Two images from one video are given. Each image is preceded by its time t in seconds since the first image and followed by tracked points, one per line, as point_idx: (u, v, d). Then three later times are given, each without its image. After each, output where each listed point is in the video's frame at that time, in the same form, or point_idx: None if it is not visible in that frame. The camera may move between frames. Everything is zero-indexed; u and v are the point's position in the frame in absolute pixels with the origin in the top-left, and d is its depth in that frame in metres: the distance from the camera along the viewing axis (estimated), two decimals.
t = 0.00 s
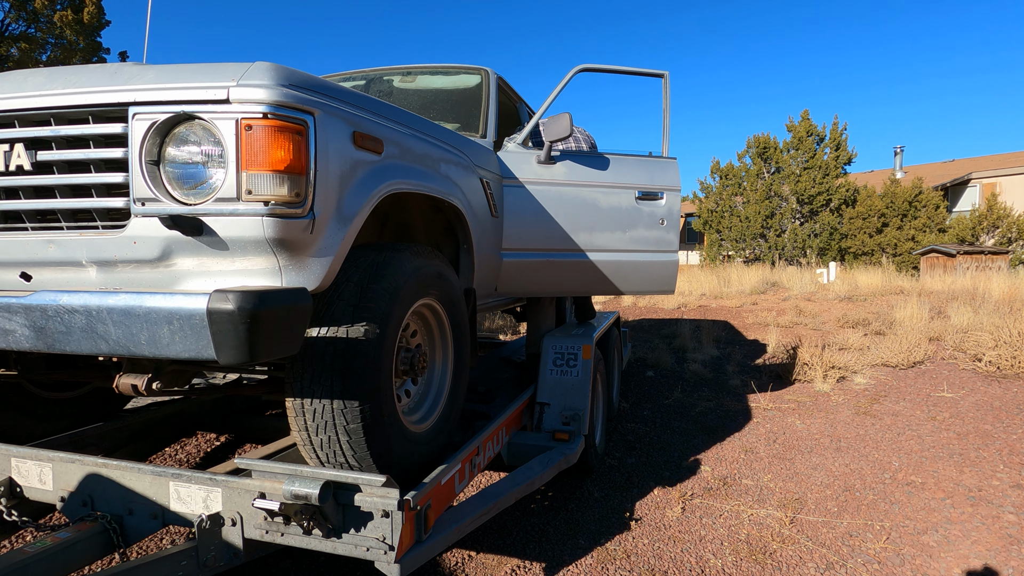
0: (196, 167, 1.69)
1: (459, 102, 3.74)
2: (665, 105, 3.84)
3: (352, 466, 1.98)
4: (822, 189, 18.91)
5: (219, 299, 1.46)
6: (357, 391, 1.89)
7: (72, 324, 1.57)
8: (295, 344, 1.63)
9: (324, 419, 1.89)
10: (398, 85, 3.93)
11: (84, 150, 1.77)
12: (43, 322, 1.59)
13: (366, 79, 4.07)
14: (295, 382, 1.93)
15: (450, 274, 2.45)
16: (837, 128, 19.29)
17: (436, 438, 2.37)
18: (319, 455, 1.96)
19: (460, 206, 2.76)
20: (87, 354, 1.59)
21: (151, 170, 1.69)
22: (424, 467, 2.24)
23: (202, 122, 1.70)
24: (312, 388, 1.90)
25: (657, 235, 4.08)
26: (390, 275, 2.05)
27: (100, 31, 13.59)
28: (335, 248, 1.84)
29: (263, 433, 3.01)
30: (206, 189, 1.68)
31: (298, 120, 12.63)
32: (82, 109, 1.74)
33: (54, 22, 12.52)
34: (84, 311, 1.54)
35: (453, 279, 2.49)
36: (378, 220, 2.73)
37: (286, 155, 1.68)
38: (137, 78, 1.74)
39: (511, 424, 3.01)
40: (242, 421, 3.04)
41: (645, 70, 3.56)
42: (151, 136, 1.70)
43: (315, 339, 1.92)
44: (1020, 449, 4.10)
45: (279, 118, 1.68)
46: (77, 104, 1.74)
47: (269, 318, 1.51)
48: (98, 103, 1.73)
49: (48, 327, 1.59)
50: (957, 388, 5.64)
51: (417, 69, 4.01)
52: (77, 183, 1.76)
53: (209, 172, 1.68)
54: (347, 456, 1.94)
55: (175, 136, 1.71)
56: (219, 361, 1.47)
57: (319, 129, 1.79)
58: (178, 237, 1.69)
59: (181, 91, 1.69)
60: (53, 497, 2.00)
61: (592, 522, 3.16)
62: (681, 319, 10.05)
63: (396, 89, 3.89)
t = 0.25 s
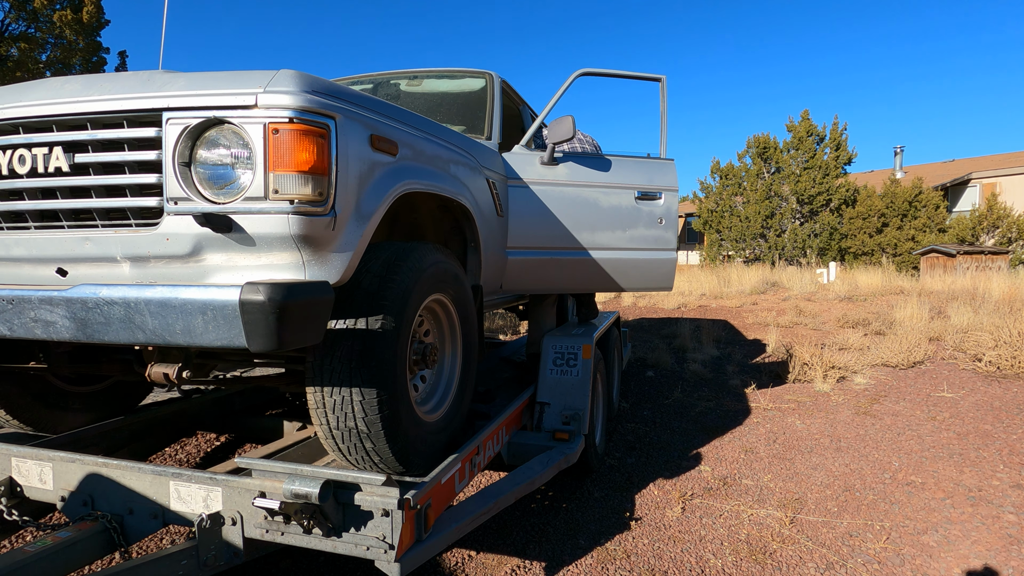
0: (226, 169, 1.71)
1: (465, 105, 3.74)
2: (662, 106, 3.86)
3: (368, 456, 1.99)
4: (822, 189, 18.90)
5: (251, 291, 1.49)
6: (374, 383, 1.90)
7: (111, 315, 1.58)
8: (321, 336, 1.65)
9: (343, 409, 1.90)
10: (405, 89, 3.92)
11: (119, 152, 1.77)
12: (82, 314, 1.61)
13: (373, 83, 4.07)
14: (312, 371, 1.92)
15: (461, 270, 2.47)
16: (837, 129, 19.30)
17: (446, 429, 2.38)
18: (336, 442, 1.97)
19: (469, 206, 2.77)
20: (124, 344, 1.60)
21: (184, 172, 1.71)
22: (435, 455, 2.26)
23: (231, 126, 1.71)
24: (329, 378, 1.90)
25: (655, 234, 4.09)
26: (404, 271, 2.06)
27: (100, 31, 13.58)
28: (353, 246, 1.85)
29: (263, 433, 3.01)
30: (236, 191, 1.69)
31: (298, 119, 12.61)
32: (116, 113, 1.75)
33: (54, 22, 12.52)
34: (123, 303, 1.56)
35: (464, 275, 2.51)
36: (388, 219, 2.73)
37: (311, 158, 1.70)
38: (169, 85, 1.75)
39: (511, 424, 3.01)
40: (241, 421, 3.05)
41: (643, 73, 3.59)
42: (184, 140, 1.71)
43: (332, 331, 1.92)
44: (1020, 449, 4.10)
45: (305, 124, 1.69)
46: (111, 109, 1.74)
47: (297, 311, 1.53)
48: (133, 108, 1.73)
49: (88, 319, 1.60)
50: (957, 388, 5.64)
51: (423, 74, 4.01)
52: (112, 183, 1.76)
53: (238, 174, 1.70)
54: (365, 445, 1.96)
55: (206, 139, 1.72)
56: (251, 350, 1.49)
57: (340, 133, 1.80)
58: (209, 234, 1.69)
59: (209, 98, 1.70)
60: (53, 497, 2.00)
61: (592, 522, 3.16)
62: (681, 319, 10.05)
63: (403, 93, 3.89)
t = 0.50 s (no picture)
0: (250, 168, 1.72)
1: (470, 108, 3.75)
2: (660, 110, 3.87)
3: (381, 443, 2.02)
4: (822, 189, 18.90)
5: (274, 282, 1.52)
6: (386, 376, 1.91)
7: (140, 306, 1.61)
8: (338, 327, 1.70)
9: (357, 400, 1.92)
10: (411, 92, 3.93)
11: (147, 152, 1.77)
12: (112, 305, 1.63)
13: (380, 87, 4.07)
14: (326, 361, 1.94)
15: (469, 267, 2.49)
16: (837, 129, 19.30)
17: (453, 421, 2.39)
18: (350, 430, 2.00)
19: (475, 206, 2.78)
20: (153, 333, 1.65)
21: (209, 171, 1.72)
22: (443, 446, 2.27)
23: (255, 127, 1.72)
24: (342, 369, 1.92)
25: (653, 234, 4.11)
26: (416, 267, 2.07)
27: (100, 30, 13.58)
28: (369, 242, 1.85)
29: (263, 433, 3.01)
30: (258, 187, 1.70)
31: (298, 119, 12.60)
32: (144, 115, 1.75)
33: (54, 22, 12.51)
34: (152, 294, 1.59)
35: (472, 273, 2.53)
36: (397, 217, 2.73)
37: (331, 157, 1.71)
38: (194, 88, 1.76)
39: (511, 424, 3.01)
40: (242, 421, 3.05)
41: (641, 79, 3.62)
42: (210, 141, 1.72)
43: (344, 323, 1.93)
44: (1020, 449, 4.11)
45: (325, 125, 1.71)
46: (140, 111, 1.74)
47: (318, 301, 1.58)
48: (161, 110, 1.74)
49: (118, 309, 1.63)
50: (957, 388, 5.64)
51: (429, 77, 4.01)
52: (139, 182, 1.76)
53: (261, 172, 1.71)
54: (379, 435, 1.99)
55: (230, 140, 1.74)
56: (275, 339, 1.53)
57: (357, 135, 1.81)
58: (233, 230, 1.70)
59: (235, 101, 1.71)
60: (54, 496, 2.00)
61: (592, 522, 3.16)
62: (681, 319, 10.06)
63: (409, 96, 3.89)
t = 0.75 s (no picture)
0: (264, 170, 1.72)
1: (474, 110, 3.75)
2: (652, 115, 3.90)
3: (388, 437, 2.02)
4: (822, 189, 18.90)
5: (290, 280, 1.53)
6: (394, 374, 1.92)
7: (158, 303, 1.62)
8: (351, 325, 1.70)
9: (366, 395, 1.93)
10: (414, 94, 3.93)
11: (164, 155, 1.77)
12: (132, 303, 1.64)
13: (384, 89, 4.06)
14: (336, 356, 1.95)
15: (475, 267, 2.49)
16: (837, 129, 19.31)
17: (458, 418, 2.39)
18: (358, 423, 2.00)
19: (481, 206, 2.79)
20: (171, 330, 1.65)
21: (225, 173, 1.72)
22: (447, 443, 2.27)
23: (269, 130, 1.72)
24: (350, 365, 1.92)
25: (647, 235, 4.13)
26: (424, 266, 2.07)
27: (100, 30, 13.58)
28: (379, 242, 1.85)
29: (262, 433, 3.01)
30: (271, 189, 1.71)
31: (299, 119, 12.60)
32: (161, 119, 1.75)
33: (54, 22, 12.50)
34: (170, 292, 1.60)
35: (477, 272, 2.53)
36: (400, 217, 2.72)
37: (344, 159, 1.71)
38: (210, 93, 1.76)
39: (511, 424, 3.01)
40: (241, 421, 3.05)
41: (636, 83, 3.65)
42: (226, 143, 1.72)
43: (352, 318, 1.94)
44: (1020, 449, 4.10)
45: (338, 128, 1.71)
46: (157, 114, 1.75)
47: (333, 298, 1.58)
48: (176, 114, 1.73)
49: (137, 307, 1.64)
50: (957, 388, 5.64)
51: (432, 79, 4.01)
52: (156, 183, 1.76)
53: (273, 174, 1.71)
54: (387, 429, 1.99)
55: (244, 143, 1.73)
56: (290, 335, 1.54)
57: (368, 138, 1.81)
58: (248, 229, 1.71)
59: (252, 104, 1.71)
60: (54, 496, 2.00)
61: (592, 522, 3.16)
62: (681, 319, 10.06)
63: (413, 99, 3.89)
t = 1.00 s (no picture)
0: (268, 171, 1.73)
1: (475, 111, 3.75)
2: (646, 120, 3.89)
3: (390, 435, 2.03)
4: (822, 189, 18.90)
5: (293, 279, 1.53)
6: (395, 373, 1.92)
7: (164, 302, 1.62)
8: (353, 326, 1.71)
9: (369, 393, 1.93)
10: (416, 95, 3.93)
11: (169, 155, 1.77)
12: (137, 302, 1.64)
13: (385, 90, 4.08)
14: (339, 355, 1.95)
15: (477, 267, 2.50)
16: (837, 129, 19.31)
17: (459, 417, 2.39)
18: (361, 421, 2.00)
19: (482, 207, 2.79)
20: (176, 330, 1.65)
21: (229, 173, 1.72)
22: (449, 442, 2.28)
23: (273, 131, 1.73)
24: (352, 364, 1.93)
25: (644, 236, 4.14)
26: (427, 265, 2.08)
27: (100, 30, 13.58)
28: (382, 242, 1.86)
29: (262, 434, 3.01)
30: (275, 189, 1.72)
31: (299, 119, 12.59)
32: (167, 120, 1.75)
33: (54, 22, 12.51)
34: (175, 291, 1.60)
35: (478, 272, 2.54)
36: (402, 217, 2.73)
37: (347, 160, 1.72)
38: (215, 94, 1.76)
39: (511, 424, 3.01)
40: (242, 421, 3.06)
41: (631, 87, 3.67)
42: (230, 144, 1.72)
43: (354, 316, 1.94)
44: (1020, 449, 4.10)
45: (341, 129, 1.72)
46: (163, 115, 1.75)
47: (335, 297, 1.59)
48: (182, 115, 1.74)
49: (142, 306, 1.64)
50: (957, 388, 5.64)
51: (433, 80, 4.01)
52: (161, 184, 1.76)
53: (277, 175, 1.72)
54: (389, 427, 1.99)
55: (249, 143, 1.74)
56: (293, 333, 1.53)
57: (371, 139, 1.82)
58: (251, 229, 1.71)
59: (257, 105, 1.71)
60: (54, 496, 2.00)
61: (592, 522, 3.16)
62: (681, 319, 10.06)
63: (414, 99, 3.90)
